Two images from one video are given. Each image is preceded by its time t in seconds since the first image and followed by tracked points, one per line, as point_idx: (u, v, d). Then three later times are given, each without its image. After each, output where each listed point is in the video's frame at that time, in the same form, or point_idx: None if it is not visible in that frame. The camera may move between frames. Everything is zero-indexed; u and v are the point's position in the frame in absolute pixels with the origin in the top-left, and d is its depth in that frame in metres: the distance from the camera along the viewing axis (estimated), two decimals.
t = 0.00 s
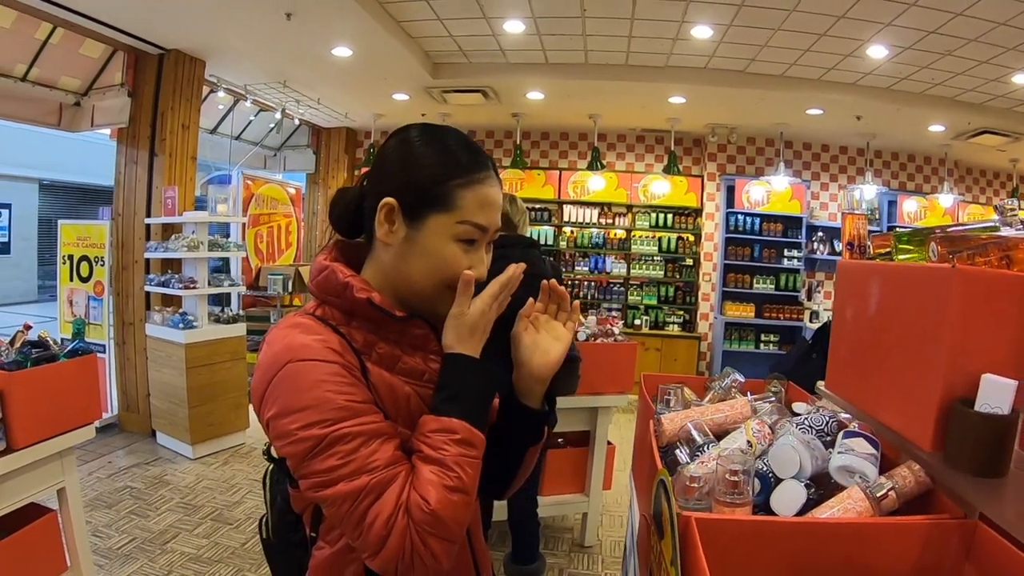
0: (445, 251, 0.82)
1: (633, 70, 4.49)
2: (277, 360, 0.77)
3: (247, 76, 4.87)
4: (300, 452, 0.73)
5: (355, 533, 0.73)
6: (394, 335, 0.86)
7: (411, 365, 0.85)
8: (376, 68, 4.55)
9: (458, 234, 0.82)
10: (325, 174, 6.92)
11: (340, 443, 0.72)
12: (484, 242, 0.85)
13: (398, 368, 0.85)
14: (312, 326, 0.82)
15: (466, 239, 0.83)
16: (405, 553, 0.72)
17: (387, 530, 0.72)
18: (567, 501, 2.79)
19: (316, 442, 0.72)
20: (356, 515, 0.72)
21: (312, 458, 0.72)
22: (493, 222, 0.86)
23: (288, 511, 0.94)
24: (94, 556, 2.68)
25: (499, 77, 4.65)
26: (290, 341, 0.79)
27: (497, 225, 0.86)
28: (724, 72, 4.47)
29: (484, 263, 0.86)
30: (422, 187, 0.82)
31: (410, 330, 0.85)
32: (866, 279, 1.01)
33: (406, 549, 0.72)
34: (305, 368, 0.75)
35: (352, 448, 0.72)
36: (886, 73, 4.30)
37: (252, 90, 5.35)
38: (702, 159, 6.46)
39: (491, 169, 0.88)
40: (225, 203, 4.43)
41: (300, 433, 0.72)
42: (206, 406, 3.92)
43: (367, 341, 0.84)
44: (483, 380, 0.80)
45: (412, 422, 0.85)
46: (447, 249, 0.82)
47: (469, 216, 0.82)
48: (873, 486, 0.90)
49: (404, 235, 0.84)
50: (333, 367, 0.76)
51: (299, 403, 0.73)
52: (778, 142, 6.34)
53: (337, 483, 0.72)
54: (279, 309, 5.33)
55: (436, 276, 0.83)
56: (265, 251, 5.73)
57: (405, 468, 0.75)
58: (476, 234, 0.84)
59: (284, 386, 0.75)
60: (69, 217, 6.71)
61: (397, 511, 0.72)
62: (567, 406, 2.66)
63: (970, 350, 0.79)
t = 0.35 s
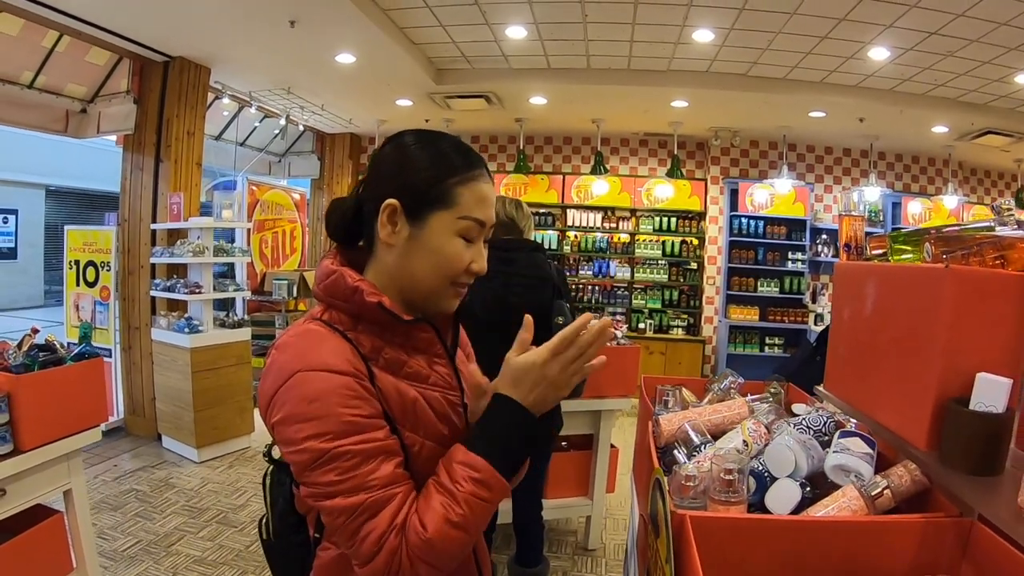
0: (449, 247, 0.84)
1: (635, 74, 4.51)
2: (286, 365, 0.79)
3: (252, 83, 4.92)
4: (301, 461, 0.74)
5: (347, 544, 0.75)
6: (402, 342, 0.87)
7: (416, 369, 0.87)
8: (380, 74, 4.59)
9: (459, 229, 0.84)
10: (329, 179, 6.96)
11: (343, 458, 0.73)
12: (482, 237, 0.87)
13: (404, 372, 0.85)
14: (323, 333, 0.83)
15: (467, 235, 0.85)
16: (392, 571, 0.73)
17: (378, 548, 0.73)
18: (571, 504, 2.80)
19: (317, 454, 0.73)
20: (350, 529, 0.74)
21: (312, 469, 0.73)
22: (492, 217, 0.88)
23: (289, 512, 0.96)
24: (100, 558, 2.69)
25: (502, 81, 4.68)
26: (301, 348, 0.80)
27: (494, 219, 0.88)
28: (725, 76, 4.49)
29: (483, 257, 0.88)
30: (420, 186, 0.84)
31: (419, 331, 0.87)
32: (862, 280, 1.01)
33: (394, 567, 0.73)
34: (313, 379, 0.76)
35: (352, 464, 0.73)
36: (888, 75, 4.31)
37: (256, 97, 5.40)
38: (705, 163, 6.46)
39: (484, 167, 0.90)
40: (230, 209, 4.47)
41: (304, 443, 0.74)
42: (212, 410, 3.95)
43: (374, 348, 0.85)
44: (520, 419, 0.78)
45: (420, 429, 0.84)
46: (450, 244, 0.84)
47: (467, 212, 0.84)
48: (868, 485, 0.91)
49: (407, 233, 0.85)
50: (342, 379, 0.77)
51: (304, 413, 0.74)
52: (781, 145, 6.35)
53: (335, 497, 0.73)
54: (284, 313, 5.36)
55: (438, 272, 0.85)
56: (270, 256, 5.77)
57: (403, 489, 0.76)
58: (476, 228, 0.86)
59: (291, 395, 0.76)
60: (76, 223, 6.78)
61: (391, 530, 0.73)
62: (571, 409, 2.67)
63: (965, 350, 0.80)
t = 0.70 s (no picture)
0: (453, 232, 0.85)
1: (636, 75, 4.51)
2: (294, 370, 0.76)
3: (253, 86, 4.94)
4: (312, 471, 0.72)
5: (354, 555, 0.74)
6: (406, 342, 0.87)
7: (419, 369, 0.87)
8: (380, 77, 4.60)
9: (462, 213, 0.86)
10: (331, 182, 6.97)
11: (356, 469, 0.72)
12: (479, 222, 0.89)
13: (408, 373, 0.85)
14: (329, 336, 0.80)
15: (469, 219, 0.87)
16: None
17: (390, 558, 0.73)
18: (572, 506, 2.79)
19: (329, 464, 0.71)
20: (360, 540, 0.73)
21: (323, 479, 0.72)
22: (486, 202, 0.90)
23: (281, 518, 0.93)
24: (102, 561, 2.69)
25: (503, 83, 4.68)
26: (308, 353, 0.77)
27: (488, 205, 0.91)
28: (726, 77, 4.48)
29: (479, 242, 0.90)
30: (422, 175, 0.84)
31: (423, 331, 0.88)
32: (859, 277, 1.01)
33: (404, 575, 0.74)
34: (324, 385, 0.73)
35: (365, 475, 0.72)
36: (889, 75, 4.31)
37: (257, 99, 5.42)
38: (706, 164, 6.46)
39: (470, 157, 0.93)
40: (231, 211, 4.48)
41: (315, 452, 0.72)
42: (214, 413, 3.95)
43: (380, 349, 0.84)
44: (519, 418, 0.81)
45: (426, 431, 0.84)
46: (455, 230, 0.85)
47: (469, 196, 0.86)
48: (865, 482, 0.92)
49: (412, 222, 0.84)
50: (353, 386, 0.75)
51: (315, 421, 0.72)
52: (782, 147, 6.35)
53: (346, 508, 0.72)
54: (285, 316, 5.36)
55: (445, 258, 0.85)
56: (271, 259, 5.78)
57: (413, 499, 0.76)
58: (475, 213, 0.88)
59: (301, 402, 0.73)
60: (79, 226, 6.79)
61: (403, 539, 0.73)
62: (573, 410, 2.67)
63: (963, 345, 0.79)
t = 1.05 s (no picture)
0: (462, 228, 0.89)
1: (634, 74, 4.51)
2: (309, 379, 0.71)
3: (252, 87, 4.93)
4: (339, 483, 0.67)
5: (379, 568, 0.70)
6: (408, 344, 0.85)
7: (421, 372, 0.85)
8: (379, 77, 4.60)
9: (468, 210, 0.90)
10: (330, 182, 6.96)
11: (387, 478, 0.68)
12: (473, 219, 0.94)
13: (412, 376, 0.84)
14: (340, 341, 0.76)
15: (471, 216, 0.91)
16: None
17: (424, 566, 0.70)
18: (572, 504, 2.79)
19: (360, 474, 0.67)
20: (390, 552, 0.69)
21: (350, 491, 0.67)
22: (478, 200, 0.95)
23: (267, 537, 0.87)
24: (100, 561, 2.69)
25: (501, 82, 4.68)
26: (322, 359, 0.73)
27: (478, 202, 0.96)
28: (724, 75, 4.49)
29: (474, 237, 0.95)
30: (432, 173, 0.85)
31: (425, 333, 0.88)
32: (857, 274, 1.01)
33: None
34: (349, 393, 0.69)
35: (394, 484, 0.69)
36: (887, 72, 4.31)
37: (255, 100, 5.41)
38: (705, 163, 6.46)
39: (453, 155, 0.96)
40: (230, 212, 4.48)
41: (342, 463, 0.67)
42: (214, 413, 3.95)
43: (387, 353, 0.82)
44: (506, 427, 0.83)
45: (432, 436, 0.83)
46: (463, 226, 0.89)
47: (471, 194, 0.91)
48: (862, 481, 0.91)
49: (424, 219, 0.85)
50: (378, 392, 0.71)
51: (342, 430, 0.68)
52: (781, 145, 6.34)
53: (375, 519, 0.68)
54: (285, 317, 5.36)
55: (456, 253, 0.89)
56: (271, 260, 5.78)
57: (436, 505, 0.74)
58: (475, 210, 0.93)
59: (325, 411, 0.68)
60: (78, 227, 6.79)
61: (436, 545, 0.71)
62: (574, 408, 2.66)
63: (960, 341, 0.79)
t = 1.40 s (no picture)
0: (456, 222, 0.90)
1: (632, 70, 4.50)
2: (337, 377, 0.69)
3: (249, 85, 4.92)
4: (381, 476, 0.66)
5: (419, 561, 0.68)
6: (409, 341, 0.87)
7: (420, 368, 0.86)
8: (378, 75, 4.59)
9: (460, 205, 0.91)
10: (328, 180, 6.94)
11: (426, 465, 0.68)
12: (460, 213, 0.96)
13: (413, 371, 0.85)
14: (358, 337, 0.74)
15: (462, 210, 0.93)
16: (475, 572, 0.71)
17: (473, 546, 0.71)
18: (571, 501, 2.79)
19: (401, 463, 0.67)
20: (435, 541, 0.68)
21: (392, 483, 0.66)
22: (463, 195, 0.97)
23: (257, 546, 0.87)
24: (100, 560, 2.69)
25: (499, 79, 4.67)
26: (345, 356, 0.71)
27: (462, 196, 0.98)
28: (722, 71, 4.47)
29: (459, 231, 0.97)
30: (430, 168, 0.85)
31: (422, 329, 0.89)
32: (856, 268, 1.00)
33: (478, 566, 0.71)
34: (382, 386, 0.69)
35: (431, 470, 0.69)
36: (885, 68, 4.31)
37: (253, 98, 5.39)
38: (703, 159, 6.45)
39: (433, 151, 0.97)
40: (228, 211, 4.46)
41: (381, 455, 0.66)
42: (213, 412, 3.95)
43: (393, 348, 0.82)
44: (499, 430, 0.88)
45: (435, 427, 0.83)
46: (457, 219, 0.90)
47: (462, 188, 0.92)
48: (861, 476, 0.91)
49: (423, 215, 0.85)
50: (406, 384, 0.71)
51: (380, 422, 0.67)
52: (780, 141, 6.34)
53: (418, 507, 0.67)
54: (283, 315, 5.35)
55: (449, 248, 0.90)
56: (269, 258, 5.77)
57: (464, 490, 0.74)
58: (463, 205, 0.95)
59: (362, 405, 0.68)
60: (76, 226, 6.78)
61: (474, 527, 0.71)
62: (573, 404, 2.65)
63: (959, 335, 0.79)
